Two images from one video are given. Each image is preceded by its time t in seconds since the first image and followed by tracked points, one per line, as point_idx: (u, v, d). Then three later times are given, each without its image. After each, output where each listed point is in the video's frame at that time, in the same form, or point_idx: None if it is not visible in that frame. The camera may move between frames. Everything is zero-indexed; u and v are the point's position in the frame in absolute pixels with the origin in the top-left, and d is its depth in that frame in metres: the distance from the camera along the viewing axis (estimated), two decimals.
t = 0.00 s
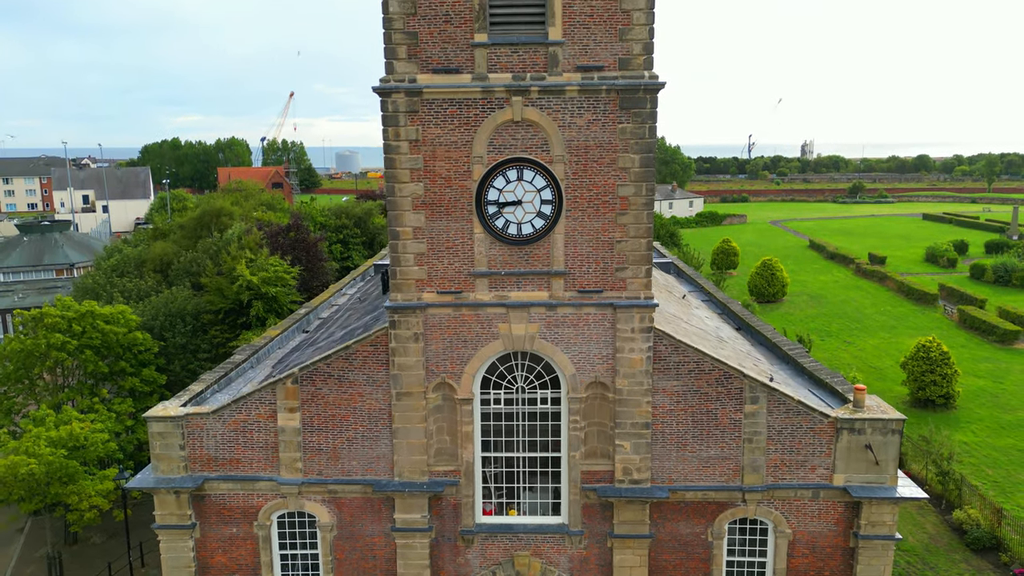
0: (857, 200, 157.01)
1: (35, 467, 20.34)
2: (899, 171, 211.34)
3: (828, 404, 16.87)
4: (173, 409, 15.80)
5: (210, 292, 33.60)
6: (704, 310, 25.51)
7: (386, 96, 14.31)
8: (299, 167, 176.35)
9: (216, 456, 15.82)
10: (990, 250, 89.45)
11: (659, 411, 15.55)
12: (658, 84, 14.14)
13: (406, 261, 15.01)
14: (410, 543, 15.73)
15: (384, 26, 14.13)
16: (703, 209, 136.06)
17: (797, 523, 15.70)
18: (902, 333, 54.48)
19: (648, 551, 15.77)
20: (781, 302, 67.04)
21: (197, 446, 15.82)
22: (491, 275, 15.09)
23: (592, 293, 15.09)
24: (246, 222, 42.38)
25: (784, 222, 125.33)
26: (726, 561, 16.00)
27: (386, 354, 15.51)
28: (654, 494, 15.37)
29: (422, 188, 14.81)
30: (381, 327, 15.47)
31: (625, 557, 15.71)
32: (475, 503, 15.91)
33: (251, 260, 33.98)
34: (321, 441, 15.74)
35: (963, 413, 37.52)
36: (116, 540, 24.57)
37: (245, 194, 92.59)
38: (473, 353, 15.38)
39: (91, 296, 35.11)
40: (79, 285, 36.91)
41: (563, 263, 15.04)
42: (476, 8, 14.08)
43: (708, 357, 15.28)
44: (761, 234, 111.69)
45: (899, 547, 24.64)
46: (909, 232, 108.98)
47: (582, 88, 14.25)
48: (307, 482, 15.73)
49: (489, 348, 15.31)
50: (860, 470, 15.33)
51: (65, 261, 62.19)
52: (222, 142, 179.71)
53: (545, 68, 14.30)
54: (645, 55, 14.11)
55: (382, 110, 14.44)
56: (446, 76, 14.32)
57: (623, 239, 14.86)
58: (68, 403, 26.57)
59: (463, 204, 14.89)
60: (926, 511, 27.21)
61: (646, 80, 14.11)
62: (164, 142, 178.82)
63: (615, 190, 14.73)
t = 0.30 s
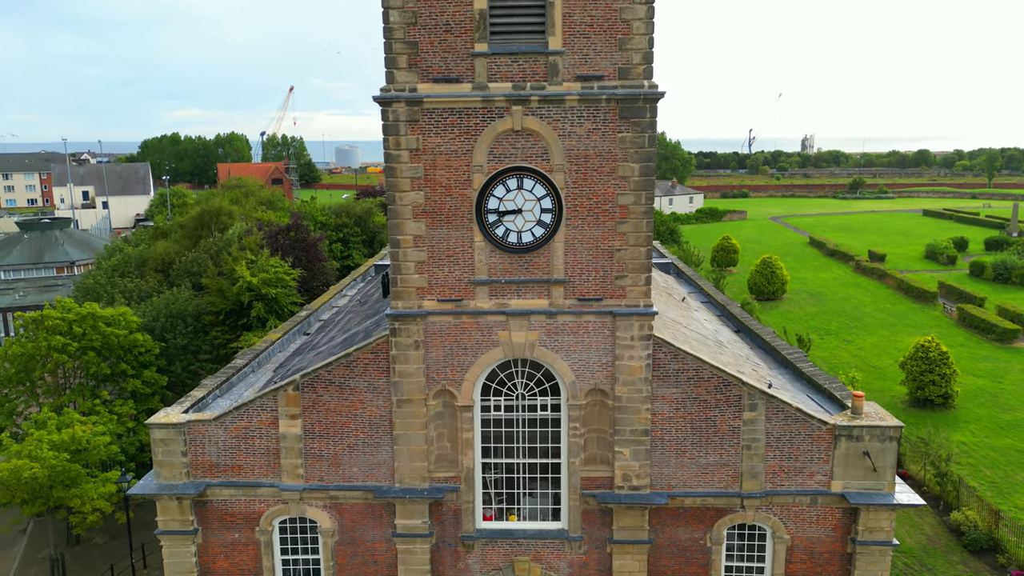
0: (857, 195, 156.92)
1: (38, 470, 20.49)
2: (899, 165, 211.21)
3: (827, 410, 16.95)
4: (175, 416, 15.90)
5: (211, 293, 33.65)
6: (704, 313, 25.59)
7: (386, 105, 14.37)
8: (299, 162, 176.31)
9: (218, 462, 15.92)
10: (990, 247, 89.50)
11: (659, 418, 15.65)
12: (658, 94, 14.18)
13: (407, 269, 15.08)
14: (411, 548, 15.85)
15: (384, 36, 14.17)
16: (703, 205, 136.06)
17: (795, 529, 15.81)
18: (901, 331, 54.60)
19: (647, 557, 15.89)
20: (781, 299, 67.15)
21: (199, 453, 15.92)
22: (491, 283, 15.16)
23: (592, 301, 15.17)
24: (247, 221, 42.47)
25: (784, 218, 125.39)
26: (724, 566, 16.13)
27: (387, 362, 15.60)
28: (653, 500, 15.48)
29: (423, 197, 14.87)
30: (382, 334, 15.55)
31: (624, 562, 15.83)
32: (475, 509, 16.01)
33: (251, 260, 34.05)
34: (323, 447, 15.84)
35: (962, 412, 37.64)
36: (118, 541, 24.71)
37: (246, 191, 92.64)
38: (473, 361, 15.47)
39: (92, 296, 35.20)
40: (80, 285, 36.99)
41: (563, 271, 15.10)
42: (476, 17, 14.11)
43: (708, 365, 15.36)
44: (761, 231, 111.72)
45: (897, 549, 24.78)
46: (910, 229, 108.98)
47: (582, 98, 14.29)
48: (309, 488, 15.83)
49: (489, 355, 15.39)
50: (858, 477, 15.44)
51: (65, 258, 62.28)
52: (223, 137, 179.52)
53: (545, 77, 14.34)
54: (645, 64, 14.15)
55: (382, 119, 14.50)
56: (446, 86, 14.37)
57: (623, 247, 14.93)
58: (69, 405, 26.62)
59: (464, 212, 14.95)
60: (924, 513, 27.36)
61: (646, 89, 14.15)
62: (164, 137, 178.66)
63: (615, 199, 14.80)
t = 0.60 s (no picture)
0: (857, 191, 156.82)
1: (41, 475, 20.56)
2: (900, 160, 211.08)
3: (826, 416, 17.04)
4: (177, 423, 16.00)
5: (212, 294, 33.69)
6: (703, 316, 25.66)
7: (387, 115, 14.42)
8: (299, 158, 176.11)
9: (220, 468, 16.02)
10: (990, 243, 89.57)
11: (658, 425, 15.75)
12: (658, 103, 14.23)
13: (408, 277, 15.14)
14: (412, 554, 15.96)
15: (385, 46, 14.22)
16: (703, 201, 135.98)
17: (793, 535, 15.91)
18: (901, 330, 54.70)
19: (647, 562, 16.00)
20: (781, 297, 67.21)
21: (201, 459, 16.02)
22: (492, 291, 15.23)
23: (592, 309, 15.25)
24: (247, 221, 42.51)
25: (784, 214, 125.39)
26: (723, 572, 16.24)
27: (387, 369, 15.68)
28: (653, 507, 15.58)
29: (423, 206, 14.94)
30: (383, 342, 15.63)
31: (624, 567, 15.95)
32: (475, 515, 16.11)
33: (252, 261, 34.10)
34: (324, 454, 15.94)
35: (961, 412, 37.76)
36: (120, 543, 24.84)
37: (245, 188, 92.55)
38: (473, 368, 15.55)
39: (93, 296, 35.25)
40: (81, 286, 37.03)
41: (563, 279, 15.18)
42: (477, 27, 14.15)
43: (707, 372, 15.44)
44: (761, 227, 111.73)
45: (895, 550, 24.89)
46: (910, 225, 109.02)
47: (582, 107, 14.34)
48: (310, 494, 15.93)
49: (489, 363, 15.47)
50: (856, 483, 15.54)
51: (65, 256, 62.28)
52: (222, 132, 179.21)
53: (545, 87, 14.38)
54: (645, 74, 14.20)
55: (383, 129, 14.55)
56: (447, 95, 14.41)
57: (623, 256, 15.01)
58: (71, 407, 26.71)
59: (465, 221, 15.02)
60: (922, 514, 27.47)
61: (646, 99, 14.20)
62: (163, 133, 178.40)
63: (615, 208, 14.86)
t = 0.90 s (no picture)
0: (858, 187, 156.75)
1: (44, 479, 20.64)
2: (900, 156, 210.82)
3: (824, 423, 17.11)
4: (179, 429, 16.11)
5: (212, 295, 33.70)
6: (703, 319, 25.71)
7: (387, 125, 14.47)
8: (298, 154, 175.97)
9: (222, 475, 16.11)
10: (990, 241, 89.53)
11: (657, 432, 15.84)
12: (658, 113, 14.28)
13: (407, 285, 15.21)
14: (412, 560, 16.07)
15: (385, 55, 14.25)
16: (703, 197, 135.87)
17: (791, 540, 16.01)
18: (900, 328, 54.79)
19: (645, 568, 16.10)
20: (780, 295, 67.28)
21: (202, 465, 16.11)
22: (492, 299, 15.30)
23: (592, 317, 15.32)
24: (247, 221, 42.58)
25: (784, 211, 125.40)
26: None
27: (388, 377, 15.76)
28: (652, 513, 15.67)
29: (423, 215, 15.00)
30: (383, 350, 15.70)
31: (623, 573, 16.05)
32: (475, 521, 16.20)
33: (252, 263, 34.15)
34: (325, 460, 16.03)
35: (959, 412, 37.84)
36: (122, 545, 24.98)
37: (245, 185, 92.53)
38: (473, 376, 15.63)
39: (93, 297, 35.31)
40: (81, 286, 37.06)
41: (562, 287, 15.24)
42: (476, 37, 14.18)
43: (706, 380, 15.52)
44: (761, 224, 111.73)
45: (892, 552, 25.00)
46: (909, 222, 109.01)
47: (582, 117, 14.39)
48: (311, 500, 16.03)
49: (489, 370, 15.55)
50: (854, 490, 15.64)
51: (66, 254, 62.28)
52: (222, 128, 178.98)
53: (545, 96, 14.43)
54: (645, 84, 14.24)
55: (383, 138, 14.60)
56: (446, 105, 14.46)
57: (623, 265, 15.07)
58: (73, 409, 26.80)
59: (465, 229, 15.08)
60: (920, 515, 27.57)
61: (646, 109, 14.25)
62: (163, 128, 178.16)
63: (615, 217, 14.92)
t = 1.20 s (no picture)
0: (858, 183, 156.74)
1: (46, 483, 20.74)
2: (901, 151, 210.66)
3: (823, 430, 17.17)
4: (180, 437, 16.18)
5: (213, 296, 33.69)
6: (703, 322, 25.74)
7: (387, 134, 14.50)
8: (298, 149, 175.87)
9: (223, 482, 16.20)
10: (990, 238, 89.56)
11: (657, 439, 15.92)
12: (657, 123, 14.31)
13: (408, 294, 15.26)
14: (412, 566, 16.15)
15: (385, 65, 14.28)
16: (703, 193, 135.80)
17: (790, 547, 16.09)
18: (899, 327, 54.86)
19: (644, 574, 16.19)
20: (780, 293, 67.33)
21: (204, 472, 16.19)
22: (492, 307, 15.34)
23: (592, 325, 15.37)
24: (247, 222, 42.63)
25: (784, 207, 125.38)
26: None
27: (388, 385, 15.83)
28: (651, 520, 15.76)
29: (424, 224, 15.04)
30: (383, 358, 15.76)
31: None
32: (475, 527, 16.28)
33: (252, 264, 34.17)
34: (326, 467, 16.11)
35: (958, 413, 37.95)
36: (124, 547, 24.99)
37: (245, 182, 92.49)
38: (473, 384, 15.69)
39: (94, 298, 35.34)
40: (82, 287, 37.13)
41: (562, 296, 15.29)
42: (476, 47, 14.20)
43: (704, 388, 15.58)
44: (762, 221, 111.71)
45: (891, 554, 25.11)
46: (910, 218, 109.02)
47: (582, 127, 14.42)
48: (312, 507, 16.12)
49: (489, 378, 15.61)
50: (852, 497, 15.72)
51: (66, 252, 62.26)
52: (222, 123, 178.84)
53: (545, 106, 14.45)
54: (644, 94, 14.28)
55: (383, 148, 14.64)
56: (447, 115, 14.49)
57: (622, 273, 15.13)
58: (75, 411, 26.83)
59: (465, 238, 15.12)
60: (919, 517, 27.68)
61: (645, 119, 14.28)
62: (163, 124, 177.99)
63: (615, 226, 14.96)
